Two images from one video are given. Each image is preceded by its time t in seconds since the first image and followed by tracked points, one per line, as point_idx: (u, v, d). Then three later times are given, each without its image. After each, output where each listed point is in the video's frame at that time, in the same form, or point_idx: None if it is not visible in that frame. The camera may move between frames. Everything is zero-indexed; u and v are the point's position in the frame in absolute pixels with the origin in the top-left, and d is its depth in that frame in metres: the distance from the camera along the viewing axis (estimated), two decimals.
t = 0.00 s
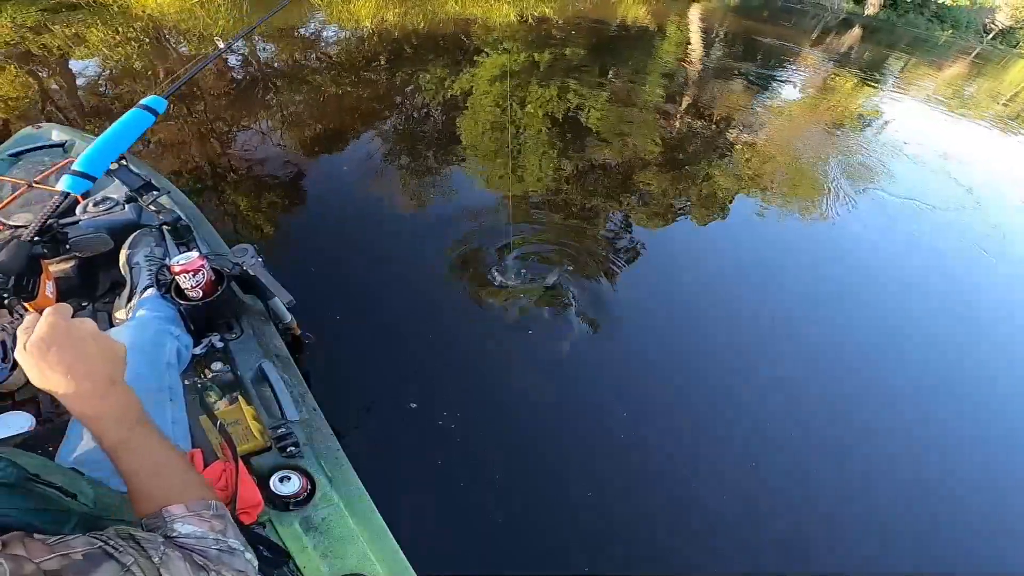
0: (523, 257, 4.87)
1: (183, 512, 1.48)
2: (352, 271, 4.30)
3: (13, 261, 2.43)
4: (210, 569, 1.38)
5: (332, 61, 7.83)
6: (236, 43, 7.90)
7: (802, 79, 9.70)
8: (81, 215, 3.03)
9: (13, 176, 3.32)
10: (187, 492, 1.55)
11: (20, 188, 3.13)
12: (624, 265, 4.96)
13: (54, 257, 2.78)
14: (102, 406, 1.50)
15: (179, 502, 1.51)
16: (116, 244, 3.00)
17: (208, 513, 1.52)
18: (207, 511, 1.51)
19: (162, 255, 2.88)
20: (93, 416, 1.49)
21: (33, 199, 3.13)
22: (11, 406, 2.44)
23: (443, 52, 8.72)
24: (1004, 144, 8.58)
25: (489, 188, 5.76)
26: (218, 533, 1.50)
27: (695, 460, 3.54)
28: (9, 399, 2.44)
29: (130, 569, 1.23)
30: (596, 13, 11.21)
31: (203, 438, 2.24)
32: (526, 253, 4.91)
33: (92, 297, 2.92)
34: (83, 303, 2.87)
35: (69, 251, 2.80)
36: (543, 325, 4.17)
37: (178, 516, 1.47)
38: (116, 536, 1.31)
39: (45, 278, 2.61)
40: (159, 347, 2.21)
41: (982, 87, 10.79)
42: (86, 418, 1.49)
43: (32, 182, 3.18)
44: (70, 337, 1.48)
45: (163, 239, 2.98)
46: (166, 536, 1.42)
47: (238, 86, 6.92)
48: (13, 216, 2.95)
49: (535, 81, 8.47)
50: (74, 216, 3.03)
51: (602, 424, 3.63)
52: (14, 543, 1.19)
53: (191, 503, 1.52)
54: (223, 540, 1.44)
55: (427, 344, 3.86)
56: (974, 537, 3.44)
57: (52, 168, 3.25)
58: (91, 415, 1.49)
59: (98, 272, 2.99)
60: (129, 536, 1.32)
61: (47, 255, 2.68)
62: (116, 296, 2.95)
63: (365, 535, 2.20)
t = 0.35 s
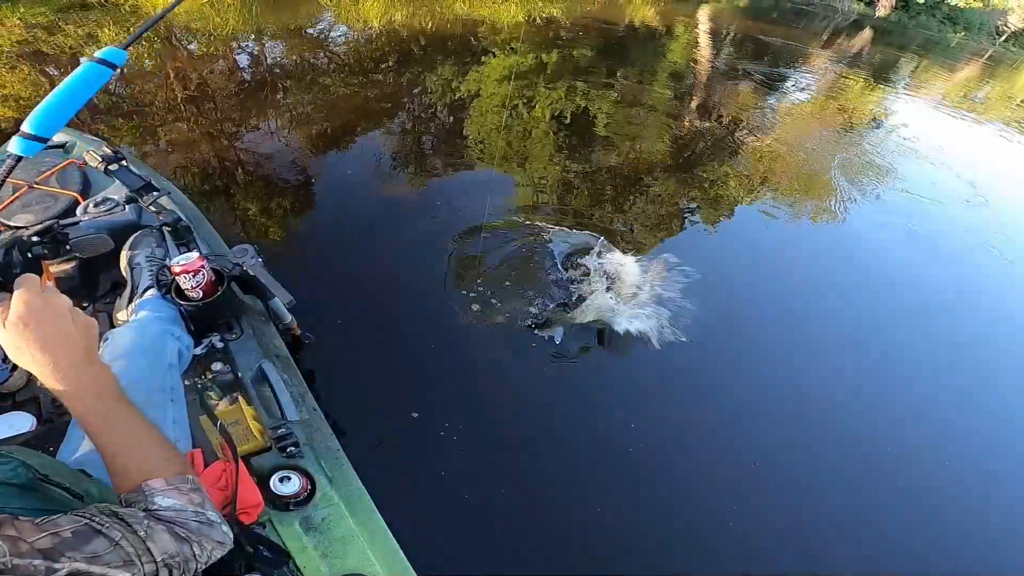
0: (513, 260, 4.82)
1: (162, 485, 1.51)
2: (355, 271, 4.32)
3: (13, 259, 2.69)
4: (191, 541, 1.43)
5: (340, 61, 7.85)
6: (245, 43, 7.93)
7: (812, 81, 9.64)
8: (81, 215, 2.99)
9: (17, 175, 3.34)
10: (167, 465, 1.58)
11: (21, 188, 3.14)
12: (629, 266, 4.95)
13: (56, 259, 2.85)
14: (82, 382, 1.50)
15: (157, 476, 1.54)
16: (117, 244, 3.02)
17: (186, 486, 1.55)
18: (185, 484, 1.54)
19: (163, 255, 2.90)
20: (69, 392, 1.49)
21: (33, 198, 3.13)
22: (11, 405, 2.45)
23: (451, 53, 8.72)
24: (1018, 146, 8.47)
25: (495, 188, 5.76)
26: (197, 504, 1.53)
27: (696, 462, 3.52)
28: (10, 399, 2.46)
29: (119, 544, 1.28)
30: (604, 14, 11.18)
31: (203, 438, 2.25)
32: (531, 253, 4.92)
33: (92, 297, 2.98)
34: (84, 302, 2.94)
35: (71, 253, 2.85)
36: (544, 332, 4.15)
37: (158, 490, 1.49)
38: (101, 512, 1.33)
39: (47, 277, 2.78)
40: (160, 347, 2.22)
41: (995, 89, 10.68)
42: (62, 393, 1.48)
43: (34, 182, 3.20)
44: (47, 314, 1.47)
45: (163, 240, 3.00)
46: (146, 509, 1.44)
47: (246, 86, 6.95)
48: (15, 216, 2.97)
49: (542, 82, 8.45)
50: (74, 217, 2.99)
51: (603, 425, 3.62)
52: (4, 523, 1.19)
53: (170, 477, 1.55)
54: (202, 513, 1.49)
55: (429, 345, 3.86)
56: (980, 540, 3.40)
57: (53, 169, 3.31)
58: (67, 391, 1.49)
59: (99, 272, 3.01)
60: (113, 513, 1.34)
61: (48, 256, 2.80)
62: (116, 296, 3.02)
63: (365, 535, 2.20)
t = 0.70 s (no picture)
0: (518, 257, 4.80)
1: (130, 506, 1.56)
2: (357, 271, 4.33)
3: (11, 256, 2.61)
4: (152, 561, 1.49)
5: (347, 60, 7.85)
6: (252, 40, 7.94)
7: (820, 82, 9.59)
8: (81, 215, 3.03)
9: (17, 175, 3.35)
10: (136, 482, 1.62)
11: (20, 188, 3.15)
12: (635, 264, 4.92)
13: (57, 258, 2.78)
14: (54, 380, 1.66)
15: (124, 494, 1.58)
16: (117, 244, 3.03)
17: (154, 507, 1.59)
18: (152, 505, 1.59)
19: (163, 255, 2.91)
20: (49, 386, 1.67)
21: (32, 198, 3.14)
22: (10, 405, 2.46)
23: (457, 51, 8.71)
24: None
25: (499, 187, 5.75)
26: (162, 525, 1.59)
27: (697, 463, 3.51)
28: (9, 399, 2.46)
29: (88, 549, 1.35)
30: (611, 14, 11.14)
31: (203, 438, 2.25)
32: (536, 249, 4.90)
33: (91, 296, 2.98)
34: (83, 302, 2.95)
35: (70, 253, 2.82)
36: (548, 334, 4.13)
37: (124, 510, 1.54)
38: (74, 515, 1.40)
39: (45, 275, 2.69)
40: (158, 347, 2.22)
41: (1006, 90, 10.59)
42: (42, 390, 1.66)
43: (33, 181, 3.20)
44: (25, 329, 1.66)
45: (163, 239, 3.01)
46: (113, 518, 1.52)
47: (253, 83, 6.96)
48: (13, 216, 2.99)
49: (549, 81, 8.44)
50: (73, 217, 3.02)
51: (604, 428, 3.61)
52: None
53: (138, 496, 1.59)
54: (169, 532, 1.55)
55: (431, 345, 3.86)
56: (979, 540, 3.39)
57: (52, 168, 3.31)
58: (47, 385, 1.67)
59: (99, 272, 3.02)
60: (87, 519, 1.42)
61: (48, 255, 2.68)
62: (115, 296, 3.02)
63: (365, 535, 2.20)
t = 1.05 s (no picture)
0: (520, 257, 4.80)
1: (154, 515, 1.70)
2: (359, 273, 4.34)
3: (12, 258, 2.79)
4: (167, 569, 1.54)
5: (352, 60, 7.86)
6: (256, 41, 7.94)
7: (823, 87, 9.58)
8: (81, 214, 3.01)
9: (18, 174, 3.35)
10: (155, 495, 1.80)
11: (20, 187, 3.15)
12: (637, 265, 4.90)
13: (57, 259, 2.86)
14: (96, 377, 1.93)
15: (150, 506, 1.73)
16: (118, 243, 3.03)
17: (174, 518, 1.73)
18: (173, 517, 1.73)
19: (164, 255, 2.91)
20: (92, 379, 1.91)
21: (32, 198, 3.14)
22: (10, 404, 2.45)
23: (462, 53, 8.72)
24: None
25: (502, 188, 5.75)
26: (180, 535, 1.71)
27: (697, 465, 3.50)
28: (9, 399, 2.46)
29: (106, 556, 1.41)
30: (616, 17, 11.15)
31: (203, 438, 2.25)
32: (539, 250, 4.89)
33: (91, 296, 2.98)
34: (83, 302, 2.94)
35: (71, 253, 2.88)
36: (549, 337, 4.12)
37: (148, 519, 1.68)
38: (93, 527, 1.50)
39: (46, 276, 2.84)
40: (159, 347, 2.25)
41: (1011, 97, 10.57)
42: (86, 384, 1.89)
43: (33, 181, 3.20)
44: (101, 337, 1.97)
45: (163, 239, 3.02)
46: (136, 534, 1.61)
47: (257, 83, 6.97)
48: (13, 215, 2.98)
49: (553, 84, 8.44)
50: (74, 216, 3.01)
51: (604, 431, 3.60)
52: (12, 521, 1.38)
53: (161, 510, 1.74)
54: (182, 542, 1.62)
55: (431, 347, 3.88)
56: (973, 537, 3.39)
57: (52, 168, 3.31)
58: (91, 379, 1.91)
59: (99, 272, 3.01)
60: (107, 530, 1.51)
61: (48, 255, 2.84)
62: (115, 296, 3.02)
63: (365, 535, 2.19)
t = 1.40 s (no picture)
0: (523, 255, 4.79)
1: (150, 507, 1.73)
2: (361, 273, 4.35)
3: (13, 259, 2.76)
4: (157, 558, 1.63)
5: (358, 60, 7.88)
6: (262, 41, 7.97)
7: (831, 85, 9.51)
8: (81, 215, 3.06)
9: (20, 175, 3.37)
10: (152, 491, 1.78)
11: (20, 188, 3.17)
12: (643, 263, 4.87)
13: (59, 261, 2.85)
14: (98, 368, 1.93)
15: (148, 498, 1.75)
16: (118, 244, 3.05)
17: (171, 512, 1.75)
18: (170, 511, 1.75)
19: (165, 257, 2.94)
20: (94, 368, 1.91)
21: (33, 199, 3.16)
22: (10, 405, 2.47)
23: (468, 53, 8.72)
24: None
25: (507, 187, 5.74)
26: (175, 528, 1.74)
27: (698, 463, 3.48)
28: (9, 400, 2.48)
29: (96, 550, 1.49)
30: (622, 16, 11.11)
31: (203, 439, 2.25)
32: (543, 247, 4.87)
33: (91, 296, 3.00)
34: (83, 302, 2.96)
35: (70, 252, 2.90)
36: (551, 336, 4.11)
37: (144, 510, 1.71)
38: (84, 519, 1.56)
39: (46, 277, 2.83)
40: (162, 348, 2.26)
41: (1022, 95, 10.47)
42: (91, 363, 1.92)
43: (34, 182, 3.23)
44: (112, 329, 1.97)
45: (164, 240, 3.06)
46: (127, 525, 1.66)
47: (263, 83, 7.00)
48: (13, 216, 3.01)
49: (558, 83, 8.41)
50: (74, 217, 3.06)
51: (607, 431, 3.59)
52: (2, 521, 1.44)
53: (159, 501, 1.76)
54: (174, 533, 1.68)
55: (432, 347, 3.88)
56: (966, 529, 3.38)
57: (53, 170, 3.34)
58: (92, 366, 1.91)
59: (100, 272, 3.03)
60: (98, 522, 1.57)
61: (48, 255, 2.86)
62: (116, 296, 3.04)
63: (365, 536, 2.19)
